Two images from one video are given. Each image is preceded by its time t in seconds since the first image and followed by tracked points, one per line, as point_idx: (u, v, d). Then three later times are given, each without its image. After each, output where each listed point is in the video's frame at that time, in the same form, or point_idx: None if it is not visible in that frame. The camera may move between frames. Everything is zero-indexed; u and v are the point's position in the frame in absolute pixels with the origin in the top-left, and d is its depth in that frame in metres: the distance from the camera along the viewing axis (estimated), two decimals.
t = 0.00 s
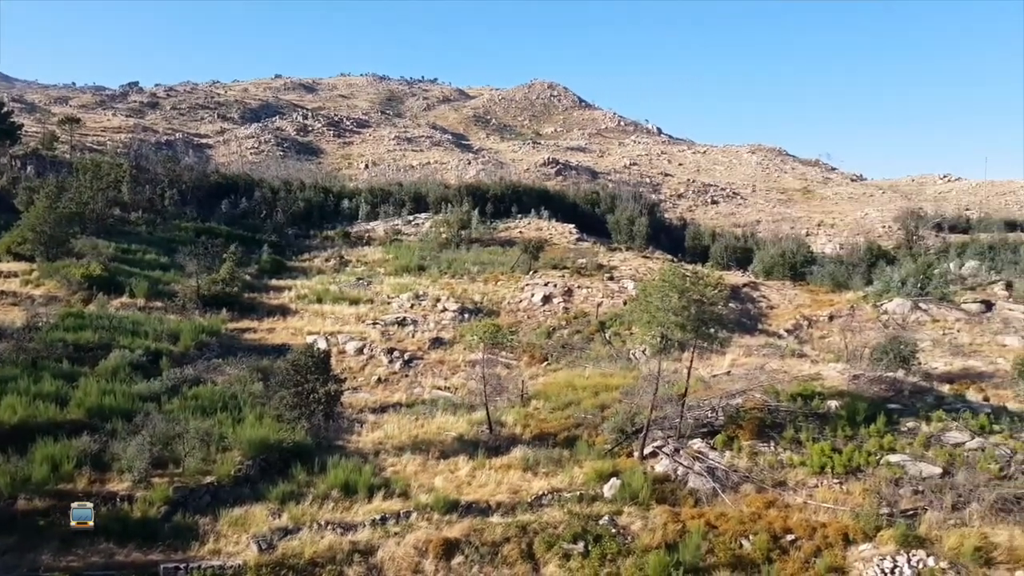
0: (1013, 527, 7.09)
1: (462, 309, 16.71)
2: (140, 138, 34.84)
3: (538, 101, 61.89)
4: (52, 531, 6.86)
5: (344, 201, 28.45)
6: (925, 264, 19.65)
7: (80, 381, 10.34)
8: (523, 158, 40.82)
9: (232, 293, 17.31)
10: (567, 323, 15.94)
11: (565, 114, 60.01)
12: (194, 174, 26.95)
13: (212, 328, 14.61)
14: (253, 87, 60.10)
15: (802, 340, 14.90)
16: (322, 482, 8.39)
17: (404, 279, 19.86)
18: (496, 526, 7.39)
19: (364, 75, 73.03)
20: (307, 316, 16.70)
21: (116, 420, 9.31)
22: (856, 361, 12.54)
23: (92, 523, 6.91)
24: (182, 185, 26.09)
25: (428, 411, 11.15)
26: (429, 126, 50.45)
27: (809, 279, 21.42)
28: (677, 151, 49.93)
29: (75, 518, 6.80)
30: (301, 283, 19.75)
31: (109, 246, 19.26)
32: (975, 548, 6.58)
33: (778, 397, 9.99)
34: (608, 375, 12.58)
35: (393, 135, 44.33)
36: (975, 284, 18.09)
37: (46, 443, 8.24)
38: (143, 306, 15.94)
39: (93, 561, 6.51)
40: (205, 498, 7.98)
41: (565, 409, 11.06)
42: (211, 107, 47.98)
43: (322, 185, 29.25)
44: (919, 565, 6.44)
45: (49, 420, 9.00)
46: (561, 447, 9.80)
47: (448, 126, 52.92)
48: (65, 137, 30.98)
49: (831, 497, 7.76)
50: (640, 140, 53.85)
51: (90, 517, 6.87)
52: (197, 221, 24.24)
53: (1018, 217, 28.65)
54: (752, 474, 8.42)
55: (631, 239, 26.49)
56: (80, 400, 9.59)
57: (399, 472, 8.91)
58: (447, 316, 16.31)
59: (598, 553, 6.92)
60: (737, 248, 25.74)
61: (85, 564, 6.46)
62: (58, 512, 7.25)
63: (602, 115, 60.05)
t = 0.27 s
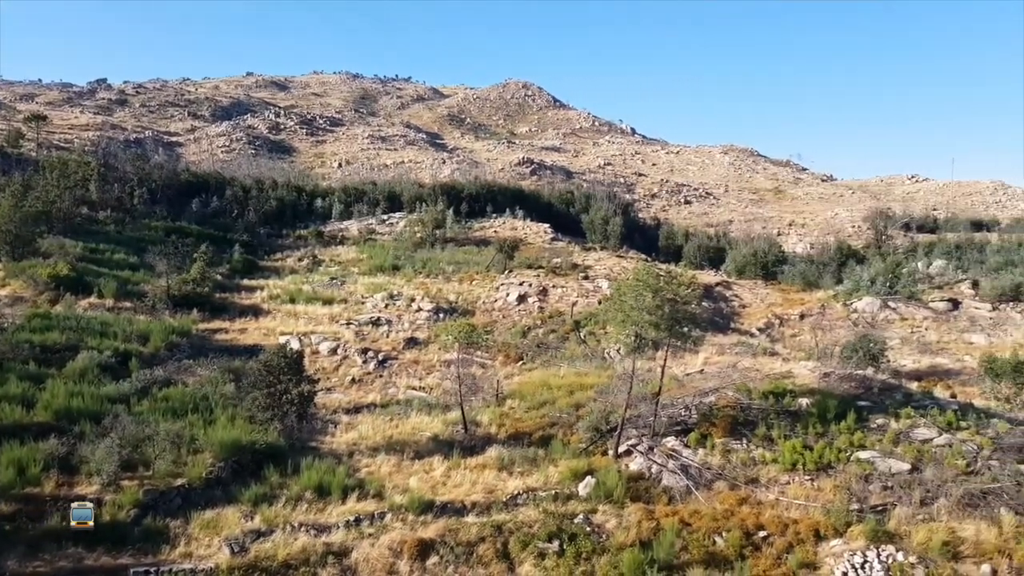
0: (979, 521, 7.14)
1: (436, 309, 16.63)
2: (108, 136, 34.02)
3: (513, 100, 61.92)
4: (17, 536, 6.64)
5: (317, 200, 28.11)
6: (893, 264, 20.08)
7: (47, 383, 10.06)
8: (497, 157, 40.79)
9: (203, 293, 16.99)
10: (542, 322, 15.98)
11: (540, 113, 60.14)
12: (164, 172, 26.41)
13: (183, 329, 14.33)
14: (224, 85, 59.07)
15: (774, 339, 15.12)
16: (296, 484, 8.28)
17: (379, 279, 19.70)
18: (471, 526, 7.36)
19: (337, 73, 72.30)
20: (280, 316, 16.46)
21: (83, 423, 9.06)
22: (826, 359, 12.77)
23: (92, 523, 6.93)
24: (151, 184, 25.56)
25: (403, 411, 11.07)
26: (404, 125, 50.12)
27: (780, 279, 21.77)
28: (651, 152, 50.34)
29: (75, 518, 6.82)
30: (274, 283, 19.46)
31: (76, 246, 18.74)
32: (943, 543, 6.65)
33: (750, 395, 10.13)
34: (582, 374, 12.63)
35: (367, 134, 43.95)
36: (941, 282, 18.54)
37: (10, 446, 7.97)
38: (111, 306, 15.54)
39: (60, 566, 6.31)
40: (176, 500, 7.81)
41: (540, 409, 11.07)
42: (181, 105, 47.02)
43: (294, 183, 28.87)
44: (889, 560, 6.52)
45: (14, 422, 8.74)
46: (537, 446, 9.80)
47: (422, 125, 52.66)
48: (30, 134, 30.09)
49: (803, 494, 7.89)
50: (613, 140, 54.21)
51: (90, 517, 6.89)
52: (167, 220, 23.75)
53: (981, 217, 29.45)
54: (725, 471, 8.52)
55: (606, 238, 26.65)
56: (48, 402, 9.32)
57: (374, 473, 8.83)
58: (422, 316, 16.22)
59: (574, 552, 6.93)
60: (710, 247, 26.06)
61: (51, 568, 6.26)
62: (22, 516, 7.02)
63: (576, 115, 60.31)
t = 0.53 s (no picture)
0: (950, 515, 7.25)
1: (414, 309, 16.54)
2: (79, 134, 33.27)
3: (491, 100, 61.90)
4: None
5: (293, 199, 27.78)
6: (866, 263, 20.44)
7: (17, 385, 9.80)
8: (475, 157, 40.72)
9: (176, 294, 16.69)
10: (521, 322, 15.98)
11: (517, 113, 60.19)
12: (136, 171, 25.89)
13: (157, 329, 14.06)
14: (198, 83, 58.11)
15: (750, 337, 15.31)
16: (272, 485, 8.17)
17: (356, 279, 19.54)
18: (450, 526, 7.33)
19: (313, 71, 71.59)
20: (255, 317, 16.23)
21: (54, 425, 8.83)
22: (801, 357, 12.96)
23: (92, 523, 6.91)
24: (124, 183, 25.06)
25: (381, 412, 10.99)
26: (381, 124, 49.78)
27: (755, 277, 22.06)
28: (628, 152, 50.66)
29: (74, 518, 6.81)
30: (249, 283, 19.18)
31: (45, 245, 18.27)
32: (916, 537, 6.73)
33: (726, 393, 10.24)
34: (561, 373, 12.66)
35: (343, 133, 43.57)
36: (912, 281, 18.92)
37: None
38: (83, 307, 15.18)
39: (30, 570, 6.13)
40: (150, 503, 7.64)
41: (519, 408, 11.07)
42: (154, 103, 46.13)
43: (270, 182, 28.48)
44: (862, 555, 6.61)
45: None
46: (515, 446, 9.79)
47: (400, 124, 52.36)
48: None
49: (778, 490, 7.99)
50: (591, 140, 54.46)
51: (91, 517, 6.89)
52: (140, 219, 23.28)
53: (951, 217, 30.09)
54: (702, 469, 8.60)
55: (584, 238, 26.76)
56: (17, 404, 9.07)
57: (351, 474, 8.75)
58: (399, 316, 16.12)
59: (552, 551, 6.93)
60: (686, 247, 26.31)
61: (22, 572, 6.08)
62: None
63: (554, 114, 60.45)
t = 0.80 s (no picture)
0: (924, 511, 7.38)
1: (393, 309, 16.44)
2: (50, 131, 32.48)
3: (469, 99, 61.79)
4: None
5: (269, 198, 27.42)
6: (841, 263, 20.78)
7: None
8: (454, 156, 40.61)
9: (151, 294, 16.38)
10: (500, 321, 15.97)
11: (496, 113, 60.18)
12: (110, 170, 25.36)
13: (132, 330, 13.78)
14: (173, 81, 57.16)
15: (727, 336, 15.48)
16: (249, 487, 8.06)
17: (333, 278, 19.35)
18: (429, 526, 7.29)
19: (290, 70, 70.82)
20: (231, 317, 15.99)
21: (25, 428, 8.60)
22: (777, 355, 13.14)
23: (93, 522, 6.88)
24: (98, 181, 24.54)
25: (359, 413, 10.89)
26: (359, 123, 49.40)
27: (732, 277, 22.31)
28: (607, 151, 50.91)
29: (75, 518, 6.80)
30: (225, 283, 18.89)
31: (16, 245, 17.80)
32: (891, 533, 6.84)
33: (704, 392, 10.35)
34: (540, 373, 12.67)
35: (321, 132, 43.15)
36: (886, 280, 19.27)
37: None
38: (55, 308, 14.81)
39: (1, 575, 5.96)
40: (125, 506, 7.49)
41: (498, 408, 11.05)
42: (128, 101, 45.24)
43: (246, 181, 28.08)
44: (838, 551, 6.71)
45: None
46: (494, 445, 9.77)
47: (378, 123, 52.02)
48: None
49: (755, 488, 8.08)
50: (570, 140, 54.64)
51: (90, 517, 6.86)
52: (113, 219, 22.81)
53: (924, 216, 30.68)
54: (680, 467, 8.66)
55: (562, 237, 26.83)
56: None
57: (329, 475, 8.66)
58: (378, 315, 16.00)
59: (532, 550, 6.93)
60: (664, 246, 26.52)
61: None
62: None
63: (532, 114, 60.52)
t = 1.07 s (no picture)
0: (897, 507, 7.50)
1: (370, 309, 16.31)
2: (20, 130, 31.68)
3: (447, 99, 61.61)
4: None
5: (245, 198, 27.02)
6: (816, 262, 21.11)
7: None
8: (432, 156, 40.46)
9: (125, 294, 16.04)
10: (478, 321, 15.94)
11: (474, 112, 60.09)
12: (82, 168, 24.80)
13: (105, 331, 13.48)
14: (146, 79, 56.14)
15: (704, 335, 15.64)
16: (225, 489, 7.94)
17: (310, 279, 19.15)
18: (407, 527, 7.24)
19: (266, 68, 69.98)
20: (206, 317, 15.74)
21: None
22: (753, 354, 13.30)
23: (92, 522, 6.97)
24: (70, 181, 23.99)
25: (337, 414, 10.78)
26: (337, 122, 48.96)
27: (709, 276, 22.54)
28: (585, 152, 51.13)
29: (75, 518, 6.87)
30: (200, 283, 18.58)
31: None
32: (865, 530, 6.95)
33: (681, 391, 10.44)
34: (518, 372, 12.66)
35: (297, 131, 42.68)
36: (860, 279, 19.62)
37: None
38: (25, 309, 14.44)
39: None
40: (98, 509, 7.34)
41: (476, 408, 11.02)
42: (101, 99, 44.29)
43: (221, 180, 27.64)
44: (814, 548, 6.80)
45: None
46: (473, 445, 9.74)
47: (355, 122, 51.61)
48: None
49: (732, 486, 8.16)
50: (548, 140, 54.77)
51: (90, 517, 6.94)
52: (86, 219, 22.30)
53: (897, 216, 31.26)
54: (658, 465, 8.72)
55: (541, 237, 26.87)
56: None
57: (306, 477, 8.56)
58: (355, 316, 15.86)
59: (510, 550, 6.92)
60: (642, 246, 26.71)
61: None
62: None
63: (511, 114, 60.53)
